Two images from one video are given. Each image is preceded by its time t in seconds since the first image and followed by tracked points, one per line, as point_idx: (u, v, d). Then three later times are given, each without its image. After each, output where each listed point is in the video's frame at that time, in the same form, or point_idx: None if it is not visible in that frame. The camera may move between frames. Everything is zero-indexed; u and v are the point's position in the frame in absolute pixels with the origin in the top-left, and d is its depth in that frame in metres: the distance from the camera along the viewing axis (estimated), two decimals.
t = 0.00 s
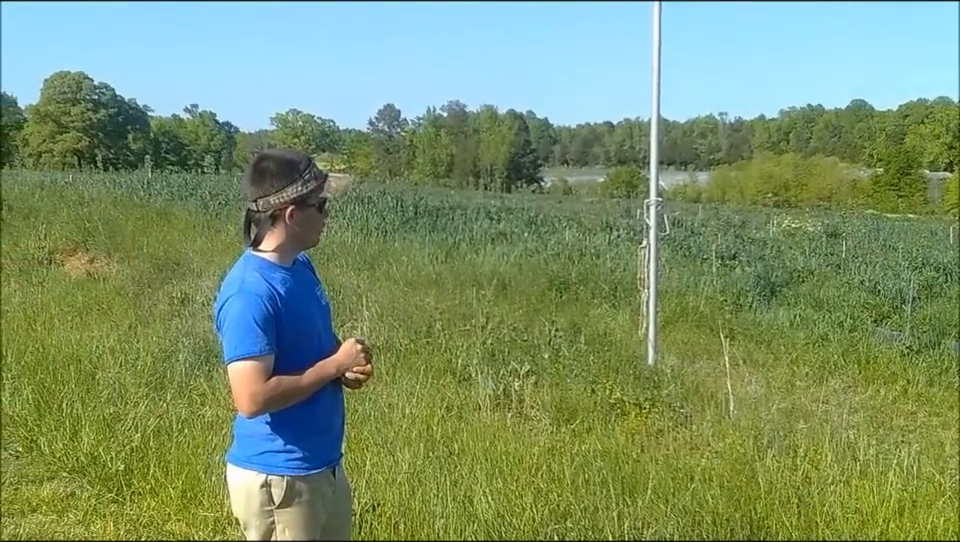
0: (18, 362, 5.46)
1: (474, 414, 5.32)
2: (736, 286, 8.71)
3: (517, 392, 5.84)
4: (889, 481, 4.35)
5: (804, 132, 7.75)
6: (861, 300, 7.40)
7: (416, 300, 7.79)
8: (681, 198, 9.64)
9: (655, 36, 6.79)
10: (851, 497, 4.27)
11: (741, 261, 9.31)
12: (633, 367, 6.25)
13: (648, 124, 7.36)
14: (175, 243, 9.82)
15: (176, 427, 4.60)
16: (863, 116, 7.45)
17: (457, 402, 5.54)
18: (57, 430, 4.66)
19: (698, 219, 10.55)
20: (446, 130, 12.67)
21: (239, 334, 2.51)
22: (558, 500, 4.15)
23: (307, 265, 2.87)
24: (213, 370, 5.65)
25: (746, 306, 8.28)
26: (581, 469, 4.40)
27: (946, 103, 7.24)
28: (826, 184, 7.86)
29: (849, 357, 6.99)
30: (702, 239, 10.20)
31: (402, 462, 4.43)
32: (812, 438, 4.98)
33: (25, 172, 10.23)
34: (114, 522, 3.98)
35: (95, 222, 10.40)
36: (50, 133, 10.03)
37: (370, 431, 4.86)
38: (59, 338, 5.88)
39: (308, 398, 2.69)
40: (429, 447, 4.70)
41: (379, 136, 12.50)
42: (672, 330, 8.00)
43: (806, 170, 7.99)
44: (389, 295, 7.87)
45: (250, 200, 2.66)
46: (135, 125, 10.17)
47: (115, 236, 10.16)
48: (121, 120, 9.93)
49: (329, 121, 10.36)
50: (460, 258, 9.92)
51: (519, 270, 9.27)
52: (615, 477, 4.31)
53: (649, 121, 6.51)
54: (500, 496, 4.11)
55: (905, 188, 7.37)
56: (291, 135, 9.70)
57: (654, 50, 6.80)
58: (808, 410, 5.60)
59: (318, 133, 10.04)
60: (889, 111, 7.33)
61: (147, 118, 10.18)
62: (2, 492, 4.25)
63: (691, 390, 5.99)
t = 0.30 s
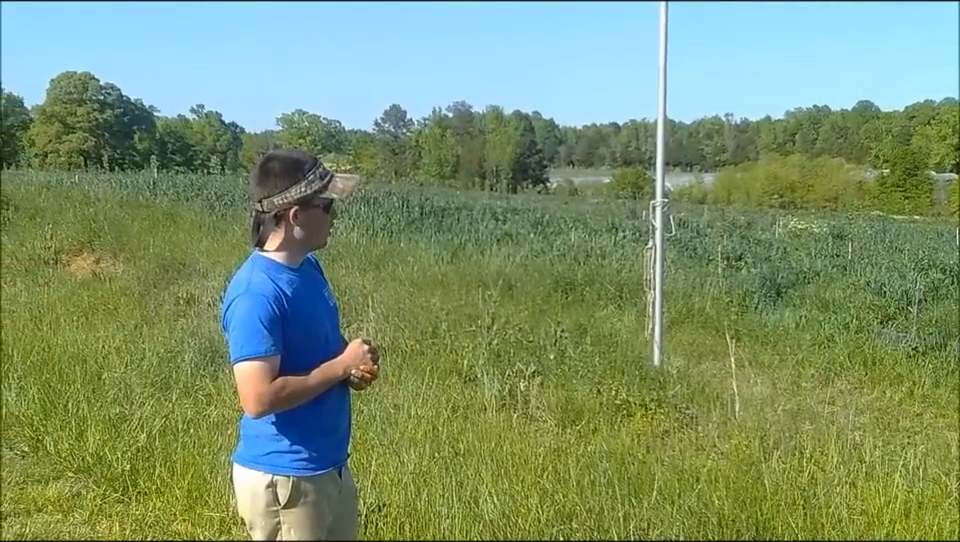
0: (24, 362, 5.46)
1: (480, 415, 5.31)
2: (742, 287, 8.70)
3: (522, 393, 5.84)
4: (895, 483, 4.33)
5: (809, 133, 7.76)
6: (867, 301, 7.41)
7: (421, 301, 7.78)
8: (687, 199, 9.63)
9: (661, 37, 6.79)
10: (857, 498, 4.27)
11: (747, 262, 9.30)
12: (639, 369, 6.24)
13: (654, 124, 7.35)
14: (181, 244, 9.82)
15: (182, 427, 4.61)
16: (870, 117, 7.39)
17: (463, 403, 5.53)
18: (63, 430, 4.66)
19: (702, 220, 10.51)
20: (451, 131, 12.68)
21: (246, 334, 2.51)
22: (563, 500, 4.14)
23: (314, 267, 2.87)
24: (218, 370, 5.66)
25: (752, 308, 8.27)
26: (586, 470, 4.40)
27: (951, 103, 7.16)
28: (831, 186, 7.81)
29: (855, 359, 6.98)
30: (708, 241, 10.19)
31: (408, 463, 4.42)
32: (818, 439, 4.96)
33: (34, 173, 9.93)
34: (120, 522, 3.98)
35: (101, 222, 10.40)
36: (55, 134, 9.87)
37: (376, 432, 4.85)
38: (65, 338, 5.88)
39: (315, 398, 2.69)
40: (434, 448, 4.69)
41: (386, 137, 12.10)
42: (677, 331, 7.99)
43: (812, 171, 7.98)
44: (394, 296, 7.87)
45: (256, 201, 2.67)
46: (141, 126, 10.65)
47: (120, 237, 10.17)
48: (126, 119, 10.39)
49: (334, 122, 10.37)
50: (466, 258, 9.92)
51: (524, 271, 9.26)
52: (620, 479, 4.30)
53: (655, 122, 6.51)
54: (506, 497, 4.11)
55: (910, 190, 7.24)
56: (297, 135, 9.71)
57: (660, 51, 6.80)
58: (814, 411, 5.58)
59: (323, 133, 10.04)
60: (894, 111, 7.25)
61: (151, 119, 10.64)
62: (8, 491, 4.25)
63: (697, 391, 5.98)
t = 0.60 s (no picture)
0: (30, 362, 5.46)
1: (485, 416, 5.31)
2: (748, 288, 8.69)
3: (527, 394, 5.84)
4: (902, 484, 4.32)
5: (815, 135, 7.56)
6: (873, 302, 7.43)
7: (427, 302, 7.78)
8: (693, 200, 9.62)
9: (668, 37, 6.79)
10: (863, 500, 4.26)
11: (752, 263, 9.30)
12: (644, 369, 6.23)
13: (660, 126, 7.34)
14: (187, 244, 9.83)
15: (188, 428, 4.60)
16: (876, 118, 7.40)
17: (468, 404, 5.53)
18: (68, 430, 4.66)
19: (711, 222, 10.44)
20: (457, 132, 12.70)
21: (252, 335, 2.51)
22: (568, 501, 4.14)
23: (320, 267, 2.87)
24: (224, 370, 5.66)
25: (758, 308, 8.26)
26: (592, 471, 4.39)
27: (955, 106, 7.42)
28: (837, 188, 7.80)
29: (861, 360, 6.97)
30: (714, 243, 10.19)
31: (413, 463, 4.42)
32: (824, 441, 4.95)
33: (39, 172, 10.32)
34: (125, 522, 3.98)
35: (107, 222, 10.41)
36: (61, 133, 9.98)
37: (381, 432, 4.85)
38: (71, 338, 5.89)
39: (321, 398, 2.69)
40: (439, 448, 4.69)
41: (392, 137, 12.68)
42: (683, 331, 7.98)
43: (817, 172, 7.92)
44: (400, 296, 7.87)
45: (262, 201, 2.67)
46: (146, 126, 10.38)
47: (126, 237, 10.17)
48: (133, 121, 10.12)
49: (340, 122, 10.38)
50: (471, 259, 9.91)
51: (530, 272, 9.25)
52: (626, 480, 4.30)
53: (661, 123, 6.51)
54: (511, 498, 4.10)
55: (916, 191, 7.35)
56: (303, 136, 9.72)
57: (666, 53, 6.80)
58: (820, 412, 5.57)
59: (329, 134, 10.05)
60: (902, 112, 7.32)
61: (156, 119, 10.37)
62: (14, 491, 4.25)
63: (703, 392, 5.97)
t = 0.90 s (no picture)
0: (36, 361, 5.47)
1: (490, 416, 5.31)
2: (754, 289, 8.70)
3: (533, 395, 5.84)
4: (908, 486, 4.31)
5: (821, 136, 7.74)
6: (879, 303, 7.38)
7: (432, 302, 7.78)
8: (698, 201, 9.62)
9: (674, 38, 6.79)
10: (869, 501, 4.25)
11: (758, 264, 9.30)
12: (650, 371, 6.22)
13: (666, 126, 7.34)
14: (193, 244, 9.84)
15: (194, 428, 4.61)
16: (882, 118, 7.41)
17: (474, 404, 5.53)
18: (75, 430, 4.67)
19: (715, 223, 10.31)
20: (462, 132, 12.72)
21: (260, 336, 2.52)
22: (573, 501, 4.13)
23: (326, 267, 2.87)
24: (229, 370, 5.67)
25: (764, 310, 8.26)
26: (597, 472, 4.39)
27: None
28: (843, 188, 7.78)
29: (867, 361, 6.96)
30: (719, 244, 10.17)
31: (419, 463, 4.42)
32: (830, 442, 4.95)
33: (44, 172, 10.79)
34: (131, 522, 3.98)
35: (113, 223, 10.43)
36: (67, 134, 10.35)
37: (387, 433, 4.85)
38: (77, 338, 5.90)
39: (328, 399, 2.69)
40: (445, 449, 4.69)
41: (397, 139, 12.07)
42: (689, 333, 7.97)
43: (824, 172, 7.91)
44: (406, 297, 7.88)
45: (270, 202, 2.67)
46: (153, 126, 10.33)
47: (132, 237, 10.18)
48: (139, 121, 10.10)
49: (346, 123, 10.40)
50: (477, 260, 9.91)
51: (535, 273, 9.25)
52: (632, 481, 4.30)
53: (667, 124, 6.51)
54: (516, 498, 4.10)
55: (923, 192, 7.35)
56: (308, 137, 9.73)
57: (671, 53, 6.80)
58: (826, 413, 5.57)
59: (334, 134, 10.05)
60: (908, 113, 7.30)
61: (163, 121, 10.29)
62: (20, 490, 4.26)
63: (709, 393, 5.96)
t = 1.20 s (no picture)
0: (42, 361, 5.48)
1: (495, 417, 5.32)
2: (760, 290, 8.70)
3: (538, 396, 5.85)
4: (914, 488, 4.31)
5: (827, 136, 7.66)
6: (886, 305, 7.38)
7: (437, 303, 7.79)
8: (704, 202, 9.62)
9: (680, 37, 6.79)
10: (875, 503, 4.25)
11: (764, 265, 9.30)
12: (656, 371, 6.22)
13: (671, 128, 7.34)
14: (199, 244, 9.85)
15: (199, 427, 4.62)
16: (888, 119, 7.43)
17: (479, 405, 5.54)
18: (81, 429, 4.68)
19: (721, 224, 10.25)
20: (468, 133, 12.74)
21: (267, 336, 2.52)
22: (578, 503, 4.14)
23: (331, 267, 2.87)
24: (235, 370, 5.68)
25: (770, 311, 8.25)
26: (603, 473, 4.40)
27: None
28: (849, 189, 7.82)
29: (873, 363, 6.95)
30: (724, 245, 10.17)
31: (424, 464, 4.43)
32: (836, 444, 4.94)
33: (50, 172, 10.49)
34: (137, 521, 3.99)
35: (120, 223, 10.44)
36: (75, 134, 10.16)
37: (392, 433, 4.86)
38: (83, 338, 5.91)
39: (334, 400, 2.69)
40: (450, 450, 4.70)
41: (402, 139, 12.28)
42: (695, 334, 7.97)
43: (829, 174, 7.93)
44: (412, 298, 7.88)
45: (277, 202, 2.67)
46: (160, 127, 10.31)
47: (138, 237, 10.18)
48: (146, 122, 10.06)
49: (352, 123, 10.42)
50: (482, 260, 9.92)
51: (541, 273, 9.25)
52: (637, 481, 4.31)
53: (672, 124, 6.51)
54: (522, 499, 4.11)
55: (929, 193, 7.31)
56: (314, 137, 9.75)
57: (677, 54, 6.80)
58: (831, 415, 5.57)
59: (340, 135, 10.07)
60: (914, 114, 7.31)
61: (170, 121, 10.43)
62: (26, 490, 4.27)
63: (714, 395, 5.96)
